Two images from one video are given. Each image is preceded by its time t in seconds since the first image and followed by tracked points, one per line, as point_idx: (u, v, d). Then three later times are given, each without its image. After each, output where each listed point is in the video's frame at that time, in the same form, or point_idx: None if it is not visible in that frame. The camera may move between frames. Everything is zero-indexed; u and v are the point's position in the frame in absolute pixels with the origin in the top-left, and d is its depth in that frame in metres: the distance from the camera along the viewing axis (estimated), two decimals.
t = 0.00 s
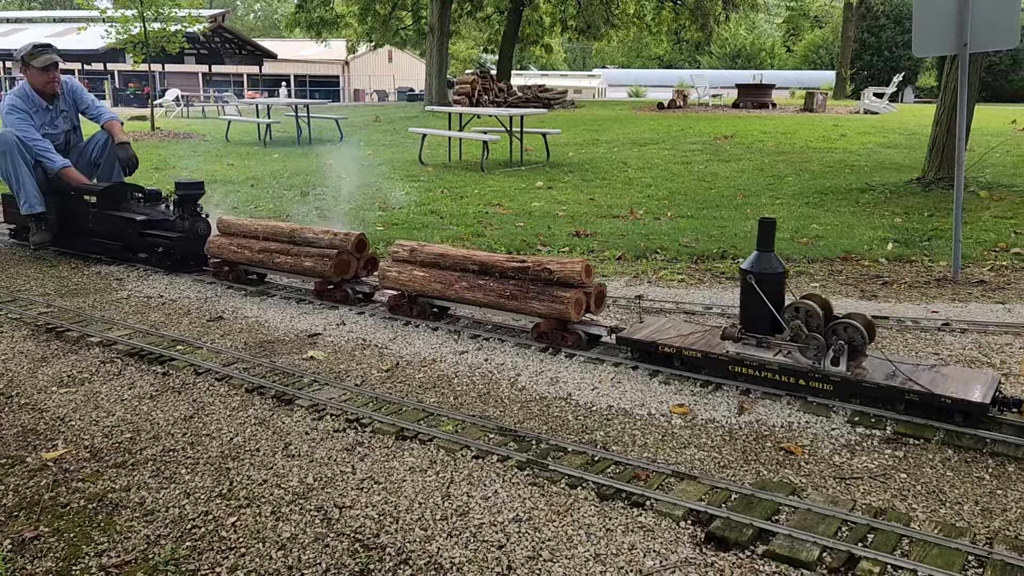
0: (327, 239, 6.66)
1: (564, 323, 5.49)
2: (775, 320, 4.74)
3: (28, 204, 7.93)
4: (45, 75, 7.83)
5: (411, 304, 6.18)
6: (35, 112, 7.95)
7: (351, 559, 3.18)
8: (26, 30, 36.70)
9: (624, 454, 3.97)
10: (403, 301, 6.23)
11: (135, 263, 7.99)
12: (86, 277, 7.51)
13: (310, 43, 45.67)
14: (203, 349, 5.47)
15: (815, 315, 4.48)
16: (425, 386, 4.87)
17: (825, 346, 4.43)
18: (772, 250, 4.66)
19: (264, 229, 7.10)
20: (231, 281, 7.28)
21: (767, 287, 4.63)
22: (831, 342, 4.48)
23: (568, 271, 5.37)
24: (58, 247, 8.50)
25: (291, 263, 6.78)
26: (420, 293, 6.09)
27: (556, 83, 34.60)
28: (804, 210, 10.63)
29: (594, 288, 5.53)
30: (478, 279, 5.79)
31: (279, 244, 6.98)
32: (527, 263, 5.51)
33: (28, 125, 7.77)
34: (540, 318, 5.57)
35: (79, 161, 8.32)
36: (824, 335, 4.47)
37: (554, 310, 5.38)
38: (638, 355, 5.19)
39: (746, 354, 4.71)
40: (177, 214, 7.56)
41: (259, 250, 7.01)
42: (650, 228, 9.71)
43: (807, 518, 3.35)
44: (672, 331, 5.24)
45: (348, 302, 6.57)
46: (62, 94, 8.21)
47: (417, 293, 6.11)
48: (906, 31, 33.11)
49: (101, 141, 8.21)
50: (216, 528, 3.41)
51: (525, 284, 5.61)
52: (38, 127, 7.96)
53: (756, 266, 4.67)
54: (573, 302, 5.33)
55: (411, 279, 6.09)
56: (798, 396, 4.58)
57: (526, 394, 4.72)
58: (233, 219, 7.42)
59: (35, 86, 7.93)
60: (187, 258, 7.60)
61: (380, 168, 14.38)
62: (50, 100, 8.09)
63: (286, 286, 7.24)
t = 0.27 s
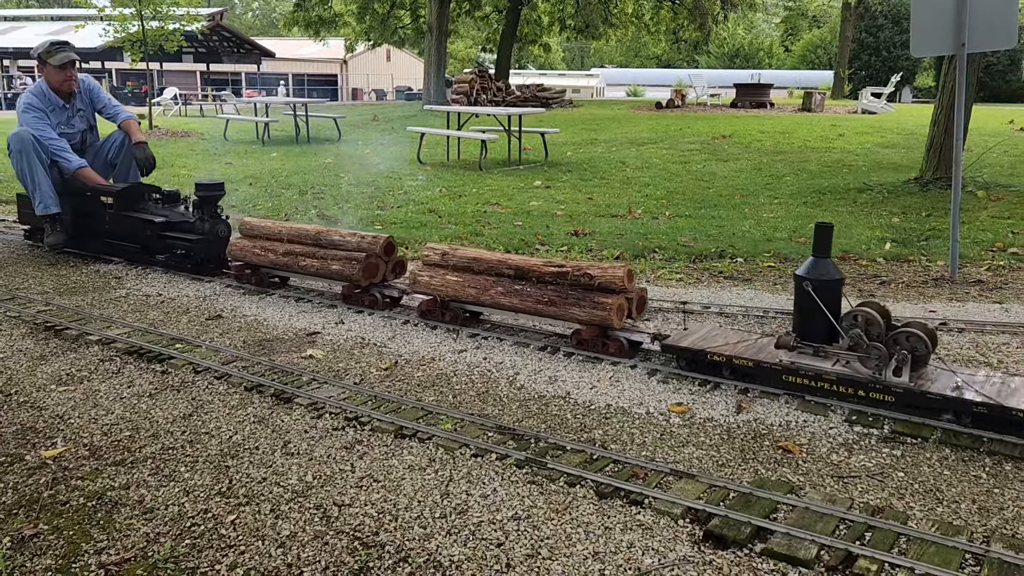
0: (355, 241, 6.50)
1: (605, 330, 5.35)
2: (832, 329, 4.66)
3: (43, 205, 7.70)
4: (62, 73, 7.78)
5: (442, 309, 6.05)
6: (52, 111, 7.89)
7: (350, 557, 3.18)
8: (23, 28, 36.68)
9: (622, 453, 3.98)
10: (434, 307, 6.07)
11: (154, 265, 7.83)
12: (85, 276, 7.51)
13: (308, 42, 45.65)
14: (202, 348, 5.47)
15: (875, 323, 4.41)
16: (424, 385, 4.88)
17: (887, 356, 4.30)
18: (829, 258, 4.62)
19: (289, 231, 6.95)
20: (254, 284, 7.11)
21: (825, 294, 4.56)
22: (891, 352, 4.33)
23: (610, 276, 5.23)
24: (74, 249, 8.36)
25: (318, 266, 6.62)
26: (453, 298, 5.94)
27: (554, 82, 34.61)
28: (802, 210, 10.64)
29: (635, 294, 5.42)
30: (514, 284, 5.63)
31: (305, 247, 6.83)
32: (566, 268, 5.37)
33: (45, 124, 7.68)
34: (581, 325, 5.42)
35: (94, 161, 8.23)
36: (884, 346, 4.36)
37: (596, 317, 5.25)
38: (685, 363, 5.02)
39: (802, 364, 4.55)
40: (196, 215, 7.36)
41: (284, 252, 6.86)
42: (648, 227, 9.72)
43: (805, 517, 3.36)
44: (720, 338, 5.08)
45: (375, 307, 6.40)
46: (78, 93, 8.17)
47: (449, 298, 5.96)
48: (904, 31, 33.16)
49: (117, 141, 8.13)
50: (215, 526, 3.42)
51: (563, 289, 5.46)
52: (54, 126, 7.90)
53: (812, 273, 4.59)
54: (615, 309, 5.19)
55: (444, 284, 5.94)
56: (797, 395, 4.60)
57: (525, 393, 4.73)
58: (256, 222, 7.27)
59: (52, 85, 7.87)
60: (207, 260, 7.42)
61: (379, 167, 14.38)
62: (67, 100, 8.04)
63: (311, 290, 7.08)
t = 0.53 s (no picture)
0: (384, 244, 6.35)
1: (650, 337, 5.18)
2: (893, 335, 4.38)
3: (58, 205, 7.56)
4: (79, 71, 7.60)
5: (477, 314, 5.86)
6: (68, 109, 7.74)
7: (349, 554, 3.19)
8: (20, 26, 36.66)
9: (620, 451, 3.99)
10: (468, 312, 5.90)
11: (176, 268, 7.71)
12: (83, 274, 7.50)
13: (306, 41, 45.63)
14: (201, 346, 5.47)
15: (941, 332, 4.19)
16: (423, 383, 4.89)
17: (955, 366, 4.10)
18: (892, 264, 4.36)
19: (314, 233, 6.80)
20: (278, 287, 6.95)
21: (888, 303, 4.30)
22: (959, 362, 4.13)
23: (656, 281, 5.06)
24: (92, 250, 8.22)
25: (346, 270, 6.47)
26: (489, 303, 5.76)
27: (552, 81, 34.62)
28: (800, 209, 10.66)
29: (680, 299, 5.26)
30: (553, 289, 5.47)
31: (331, 250, 6.67)
32: (609, 272, 5.20)
33: (62, 123, 7.53)
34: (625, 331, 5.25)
35: (111, 161, 8.06)
36: (952, 356, 4.15)
37: (641, 323, 5.07)
38: (734, 371, 4.85)
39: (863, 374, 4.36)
40: (217, 217, 7.22)
41: (310, 256, 6.69)
42: (646, 226, 9.73)
43: (802, 514, 3.37)
44: (771, 346, 4.90)
45: (405, 311, 6.26)
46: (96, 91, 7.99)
47: (484, 303, 5.78)
48: (902, 30, 33.19)
49: (134, 141, 7.95)
50: (213, 523, 3.42)
51: (605, 295, 5.29)
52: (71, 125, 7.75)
53: (873, 278, 4.35)
54: (661, 315, 5.02)
55: (480, 288, 5.75)
56: (795, 394, 4.61)
57: (523, 391, 4.74)
58: (279, 224, 7.10)
59: (70, 83, 7.71)
60: (229, 262, 7.29)
61: (377, 166, 14.38)
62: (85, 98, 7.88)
63: (335, 293, 6.94)
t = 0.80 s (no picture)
0: (414, 247, 6.16)
1: (698, 345, 5.01)
2: (959, 344, 4.26)
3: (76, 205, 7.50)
4: (98, 69, 7.50)
5: (514, 320, 5.70)
6: (86, 107, 7.66)
7: (347, 552, 3.20)
8: (17, 23, 36.63)
9: (618, 449, 4.00)
10: (505, 318, 5.73)
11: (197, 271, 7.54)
12: (80, 272, 7.50)
13: (304, 39, 45.59)
14: (199, 344, 5.47)
15: (1013, 344, 4.08)
16: (421, 381, 4.89)
17: None
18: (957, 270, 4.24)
19: (342, 236, 6.62)
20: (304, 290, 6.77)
21: (955, 310, 4.19)
22: None
23: (704, 287, 4.91)
24: (110, 251, 8.08)
25: (376, 273, 6.28)
26: (527, 309, 5.61)
27: (550, 80, 34.63)
28: (797, 208, 10.68)
29: (730, 306, 5.09)
30: (595, 294, 5.32)
31: (359, 253, 6.50)
32: (655, 278, 5.07)
33: (79, 122, 7.46)
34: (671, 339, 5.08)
35: (129, 161, 7.97)
36: None
37: (689, 330, 4.91)
38: (789, 382, 4.67)
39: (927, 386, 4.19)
40: (239, 218, 7.03)
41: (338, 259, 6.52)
42: (644, 225, 9.75)
43: (799, 513, 3.39)
44: (827, 354, 4.72)
45: (438, 317, 6.06)
46: (114, 90, 7.89)
47: (522, 308, 5.62)
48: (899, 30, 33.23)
49: (153, 140, 7.85)
50: (211, 521, 3.43)
51: (650, 301, 5.14)
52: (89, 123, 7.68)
53: (941, 286, 4.23)
54: (710, 322, 4.86)
55: (518, 294, 5.59)
56: (791, 392, 4.62)
57: (521, 390, 4.74)
58: (304, 225, 6.92)
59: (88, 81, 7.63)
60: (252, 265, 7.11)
61: (375, 164, 14.39)
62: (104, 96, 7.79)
63: (362, 297, 6.75)
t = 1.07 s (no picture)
0: (447, 250, 5.97)
1: (750, 353, 4.84)
2: None
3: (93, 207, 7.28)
4: (116, 66, 7.29)
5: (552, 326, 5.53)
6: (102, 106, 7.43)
7: (345, 549, 3.21)
8: (13, 20, 36.60)
9: (615, 447, 4.01)
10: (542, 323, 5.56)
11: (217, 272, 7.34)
12: (77, 270, 7.48)
13: (301, 36, 45.53)
14: (195, 342, 5.47)
15: None
16: (418, 379, 4.90)
17: None
18: None
19: (371, 238, 6.43)
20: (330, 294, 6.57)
21: None
22: None
23: (757, 294, 4.75)
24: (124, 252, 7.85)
25: (407, 277, 6.09)
26: (567, 314, 5.45)
27: (547, 78, 34.64)
28: (793, 207, 10.69)
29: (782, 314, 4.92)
30: (641, 301, 5.17)
31: (388, 256, 6.31)
32: (704, 283, 4.93)
33: (97, 121, 7.24)
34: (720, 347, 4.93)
35: (145, 161, 7.78)
36: None
37: (742, 338, 4.76)
38: (847, 393, 4.48)
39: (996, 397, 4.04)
40: (262, 220, 6.81)
41: (365, 262, 6.34)
42: (641, 223, 9.76)
43: (795, 510, 3.40)
44: (884, 363, 4.56)
45: (470, 322, 5.87)
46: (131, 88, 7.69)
47: (560, 314, 5.47)
48: (896, 29, 33.30)
49: (170, 140, 7.68)
50: (209, 518, 3.43)
51: (699, 308, 4.99)
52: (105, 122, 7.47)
53: (1012, 294, 4.16)
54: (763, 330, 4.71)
55: (558, 299, 5.44)
56: (787, 390, 4.64)
57: (518, 388, 4.75)
58: (330, 227, 6.72)
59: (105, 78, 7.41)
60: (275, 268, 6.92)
61: (372, 162, 14.38)
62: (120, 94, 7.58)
63: (390, 300, 6.57)
